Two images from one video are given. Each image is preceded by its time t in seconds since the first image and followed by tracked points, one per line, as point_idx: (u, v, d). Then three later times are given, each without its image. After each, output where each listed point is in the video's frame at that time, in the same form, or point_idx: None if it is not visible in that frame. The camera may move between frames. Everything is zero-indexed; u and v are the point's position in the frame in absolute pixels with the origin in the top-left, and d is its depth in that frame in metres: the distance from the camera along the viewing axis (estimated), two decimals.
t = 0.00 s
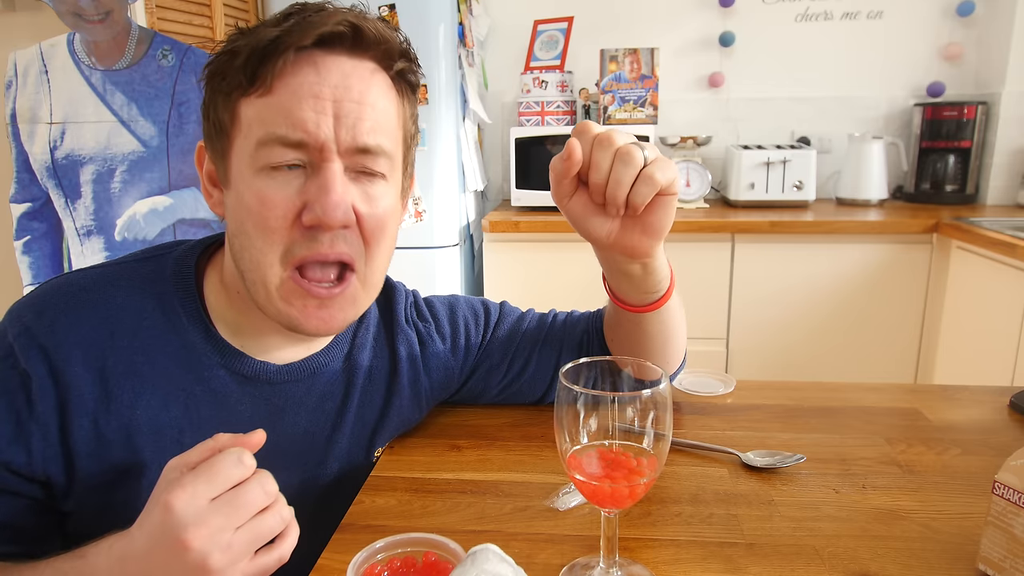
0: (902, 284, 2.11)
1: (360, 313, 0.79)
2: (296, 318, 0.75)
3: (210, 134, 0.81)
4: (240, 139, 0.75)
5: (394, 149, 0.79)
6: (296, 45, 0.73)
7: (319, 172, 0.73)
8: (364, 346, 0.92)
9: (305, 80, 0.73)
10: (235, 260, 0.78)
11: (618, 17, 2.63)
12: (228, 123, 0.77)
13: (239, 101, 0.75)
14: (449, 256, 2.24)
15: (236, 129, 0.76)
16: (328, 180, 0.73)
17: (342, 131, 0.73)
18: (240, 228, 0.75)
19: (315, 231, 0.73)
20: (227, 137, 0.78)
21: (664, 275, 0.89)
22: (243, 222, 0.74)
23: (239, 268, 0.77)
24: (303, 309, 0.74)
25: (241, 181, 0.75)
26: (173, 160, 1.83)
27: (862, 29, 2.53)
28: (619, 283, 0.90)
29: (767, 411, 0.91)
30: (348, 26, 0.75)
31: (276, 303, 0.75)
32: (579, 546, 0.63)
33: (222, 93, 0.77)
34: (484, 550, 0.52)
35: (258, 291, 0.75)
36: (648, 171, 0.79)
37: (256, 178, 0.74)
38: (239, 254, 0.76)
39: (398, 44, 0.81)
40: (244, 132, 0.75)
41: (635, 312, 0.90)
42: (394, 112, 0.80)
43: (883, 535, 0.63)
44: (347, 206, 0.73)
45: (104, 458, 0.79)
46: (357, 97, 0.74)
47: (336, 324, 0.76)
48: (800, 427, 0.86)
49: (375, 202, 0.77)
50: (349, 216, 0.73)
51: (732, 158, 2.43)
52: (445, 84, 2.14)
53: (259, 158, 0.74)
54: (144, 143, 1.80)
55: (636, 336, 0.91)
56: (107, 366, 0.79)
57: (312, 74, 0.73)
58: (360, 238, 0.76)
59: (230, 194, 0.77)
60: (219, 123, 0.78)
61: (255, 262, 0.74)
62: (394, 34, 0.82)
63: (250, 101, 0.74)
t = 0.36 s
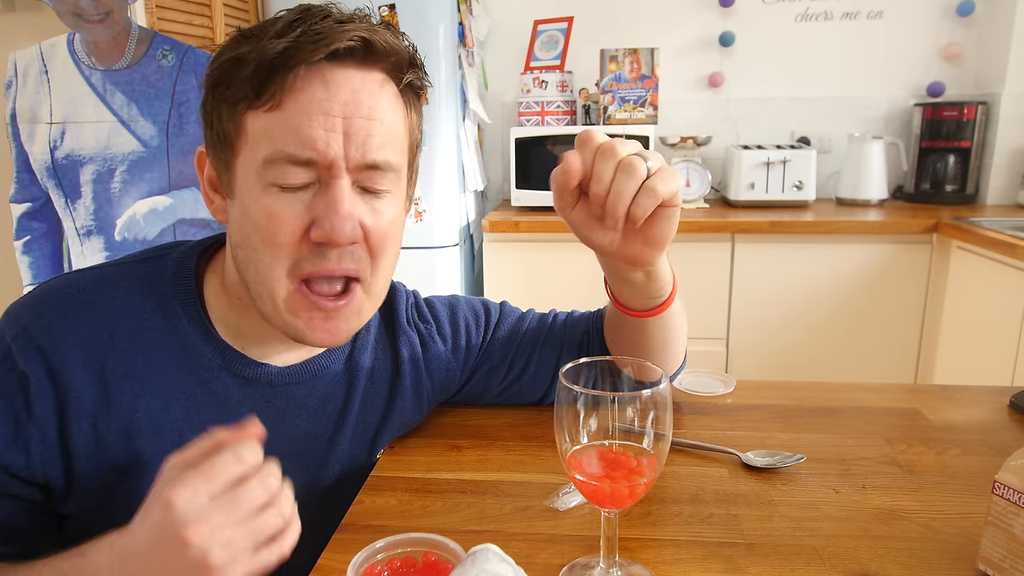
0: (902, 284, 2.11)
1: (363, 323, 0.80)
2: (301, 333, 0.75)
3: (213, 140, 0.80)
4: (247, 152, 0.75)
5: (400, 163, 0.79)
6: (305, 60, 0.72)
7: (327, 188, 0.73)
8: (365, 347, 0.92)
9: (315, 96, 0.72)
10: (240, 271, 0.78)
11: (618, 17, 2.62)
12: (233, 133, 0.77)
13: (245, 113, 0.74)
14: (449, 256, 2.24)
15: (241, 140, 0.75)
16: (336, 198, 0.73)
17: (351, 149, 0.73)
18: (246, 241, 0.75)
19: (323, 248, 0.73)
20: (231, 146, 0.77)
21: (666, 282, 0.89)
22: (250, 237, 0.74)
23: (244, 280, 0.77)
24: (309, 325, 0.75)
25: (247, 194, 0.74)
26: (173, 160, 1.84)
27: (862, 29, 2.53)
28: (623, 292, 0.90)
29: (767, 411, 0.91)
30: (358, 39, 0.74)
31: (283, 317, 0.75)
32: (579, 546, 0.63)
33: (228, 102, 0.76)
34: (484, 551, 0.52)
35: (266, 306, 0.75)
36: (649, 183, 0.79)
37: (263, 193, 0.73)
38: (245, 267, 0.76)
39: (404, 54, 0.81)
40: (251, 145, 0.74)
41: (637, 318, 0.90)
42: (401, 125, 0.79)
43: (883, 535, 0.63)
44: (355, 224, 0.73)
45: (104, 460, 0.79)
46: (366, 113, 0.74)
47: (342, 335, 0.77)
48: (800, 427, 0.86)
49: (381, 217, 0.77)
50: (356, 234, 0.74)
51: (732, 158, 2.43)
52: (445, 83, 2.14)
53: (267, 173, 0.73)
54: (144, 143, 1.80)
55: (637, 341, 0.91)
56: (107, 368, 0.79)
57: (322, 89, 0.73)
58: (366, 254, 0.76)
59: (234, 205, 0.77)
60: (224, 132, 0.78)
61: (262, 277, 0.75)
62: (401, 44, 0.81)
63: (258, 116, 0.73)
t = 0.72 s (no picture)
0: (902, 284, 2.11)
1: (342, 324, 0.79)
2: (274, 329, 0.75)
3: (215, 139, 0.82)
4: (236, 146, 0.76)
5: (390, 169, 0.78)
6: (295, 58, 0.74)
7: (307, 185, 0.73)
8: (365, 348, 0.92)
9: (301, 93, 0.73)
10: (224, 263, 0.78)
11: (618, 17, 2.62)
12: (227, 128, 0.78)
13: (238, 108, 0.76)
14: (449, 256, 2.24)
15: (233, 136, 0.77)
16: (313, 195, 0.73)
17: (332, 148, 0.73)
18: (228, 233, 0.76)
19: (296, 245, 0.72)
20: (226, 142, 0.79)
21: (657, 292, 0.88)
22: (230, 229, 0.75)
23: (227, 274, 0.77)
24: (281, 320, 0.74)
25: (232, 188, 0.76)
26: (173, 160, 1.85)
27: (862, 29, 2.53)
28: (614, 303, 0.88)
29: (767, 411, 0.91)
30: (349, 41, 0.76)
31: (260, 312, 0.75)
32: (578, 546, 0.63)
33: (225, 98, 0.78)
34: (484, 550, 0.52)
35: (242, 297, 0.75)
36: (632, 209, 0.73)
37: (245, 186, 0.74)
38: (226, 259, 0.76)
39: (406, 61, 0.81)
40: (239, 139, 0.75)
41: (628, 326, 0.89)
42: (396, 132, 0.79)
43: (883, 535, 0.63)
44: (330, 222, 0.72)
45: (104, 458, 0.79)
46: (351, 113, 0.74)
47: (317, 335, 0.76)
48: (800, 427, 0.86)
49: (363, 221, 0.76)
50: (331, 233, 0.73)
51: (732, 158, 2.43)
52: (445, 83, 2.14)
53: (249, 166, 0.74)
54: (144, 143, 1.80)
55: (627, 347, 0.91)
56: (107, 366, 0.79)
57: (309, 87, 0.74)
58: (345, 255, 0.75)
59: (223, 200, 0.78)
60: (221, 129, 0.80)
61: (240, 271, 0.75)
62: (405, 52, 0.82)
63: (247, 109, 0.75)
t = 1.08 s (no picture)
0: (902, 284, 2.10)
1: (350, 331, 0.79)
2: (280, 335, 0.76)
3: (222, 142, 0.82)
4: (244, 153, 0.75)
5: (400, 182, 0.78)
6: (308, 69, 0.73)
7: (315, 196, 0.73)
8: (366, 353, 0.92)
9: (311, 104, 0.73)
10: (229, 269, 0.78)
11: (618, 17, 2.62)
12: (236, 133, 0.78)
13: (247, 115, 0.75)
14: (449, 256, 2.24)
15: (241, 142, 0.76)
16: (321, 207, 0.73)
17: (342, 161, 0.72)
18: (234, 240, 0.76)
19: (303, 256, 0.72)
20: (233, 148, 0.78)
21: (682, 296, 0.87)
22: (235, 236, 0.75)
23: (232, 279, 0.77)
24: (287, 327, 0.75)
25: (239, 194, 0.75)
26: (173, 160, 1.85)
27: (862, 29, 2.53)
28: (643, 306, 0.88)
29: (767, 411, 0.91)
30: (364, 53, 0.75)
31: (266, 317, 0.76)
32: (578, 546, 0.63)
33: (235, 103, 0.78)
34: (484, 550, 0.52)
35: (247, 304, 0.76)
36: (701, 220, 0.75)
37: (252, 194, 0.74)
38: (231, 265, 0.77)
39: (421, 75, 0.81)
40: (248, 147, 0.75)
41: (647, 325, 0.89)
42: (408, 144, 0.78)
43: (883, 535, 0.63)
44: (337, 235, 0.72)
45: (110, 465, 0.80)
46: (363, 126, 0.73)
47: (323, 342, 0.77)
48: (800, 427, 0.86)
49: (372, 233, 0.76)
50: (339, 245, 0.73)
51: (732, 158, 2.43)
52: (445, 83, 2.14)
53: (257, 174, 0.74)
54: (144, 143, 1.80)
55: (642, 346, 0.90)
56: (110, 374, 0.79)
57: (320, 98, 0.73)
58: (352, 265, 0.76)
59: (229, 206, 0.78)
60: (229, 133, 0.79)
61: (245, 278, 0.75)
62: (419, 64, 0.81)
63: (257, 117, 0.74)
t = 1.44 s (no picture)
0: (903, 283, 2.10)
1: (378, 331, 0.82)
2: (326, 348, 0.77)
3: (240, 154, 0.75)
4: (282, 176, 0.71)
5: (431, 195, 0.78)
6: (360, 94, 0.69)
7: (368, 222, 0.71)
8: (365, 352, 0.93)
9: (366, 131, 0.69)
10: (256, 284, 0.76)
11: (618, 17, 2.62)
12: (266, 151, 0.72)
13: (286, 136, 0.70)
14: (449, 256, 2.24)
15: (277, 163, 0.71)
16: (377, 234, 0.71)
17: (397, 189, 0.70)
18: (272, 263, 0.73)
19: (358, 279, 0.72)
20: (264, 167, 0.72)
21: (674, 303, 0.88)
22: (278, 260, 0.72)
23: (264, 298, 0.75)
24: (335, 341, 0.76)
25: (278, 218, 0.71)
26: (173, 160, 1.85)
27: (862, 29, 2.53)
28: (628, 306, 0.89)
29: (768, 411, 0.91)
30: (412, 77, 0.72)
31: (310, 332, 0.76)
32: (578, 546, 0.63)
33: (263, 120, 0.71)
34: (484, 550, 0.52)
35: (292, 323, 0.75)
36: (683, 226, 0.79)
37: (299, 220, 0.70)
38: (268, 286, 0.74)
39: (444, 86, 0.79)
40: (289, 171, 0.70)
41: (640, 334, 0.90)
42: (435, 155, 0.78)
43: (883, 535, 0.63)
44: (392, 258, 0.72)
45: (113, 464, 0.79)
46: (412, 151, 0.72)
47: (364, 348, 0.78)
48: (801, 427, 0.86)
49: (412, 247, 0.77)
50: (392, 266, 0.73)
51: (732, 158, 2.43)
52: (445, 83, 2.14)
53: (305, 202, 0.70)
54: (144, 143, 1.80)
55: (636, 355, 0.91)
56: (112, 372, 0.79)
57: (372, 123, 0.69)
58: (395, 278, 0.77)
59: (259, 225, 0.73)
60: (255, 149, 0.72)
61: (287, 299, 0.73)
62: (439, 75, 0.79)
63: (301, 142, 0.69)
